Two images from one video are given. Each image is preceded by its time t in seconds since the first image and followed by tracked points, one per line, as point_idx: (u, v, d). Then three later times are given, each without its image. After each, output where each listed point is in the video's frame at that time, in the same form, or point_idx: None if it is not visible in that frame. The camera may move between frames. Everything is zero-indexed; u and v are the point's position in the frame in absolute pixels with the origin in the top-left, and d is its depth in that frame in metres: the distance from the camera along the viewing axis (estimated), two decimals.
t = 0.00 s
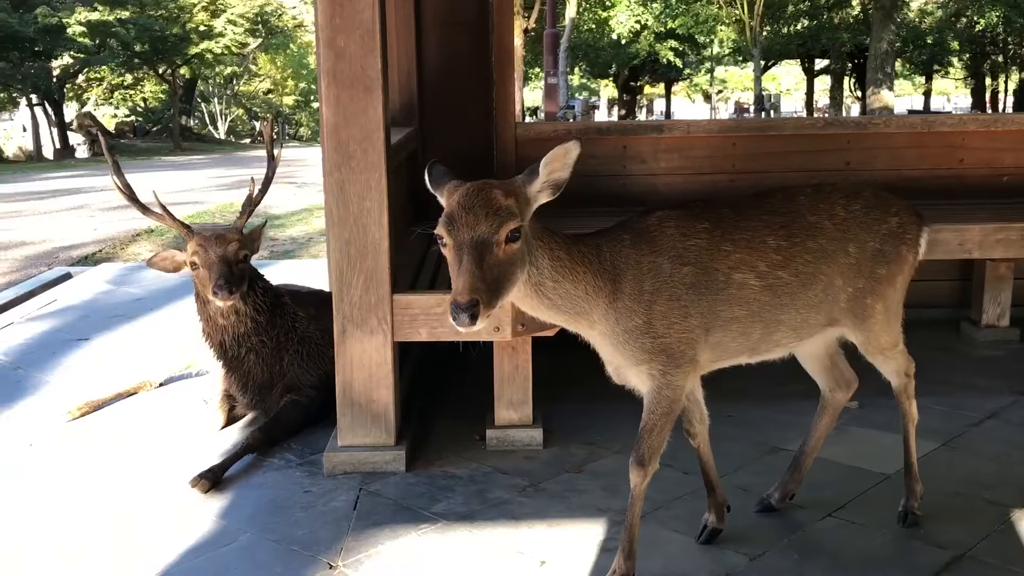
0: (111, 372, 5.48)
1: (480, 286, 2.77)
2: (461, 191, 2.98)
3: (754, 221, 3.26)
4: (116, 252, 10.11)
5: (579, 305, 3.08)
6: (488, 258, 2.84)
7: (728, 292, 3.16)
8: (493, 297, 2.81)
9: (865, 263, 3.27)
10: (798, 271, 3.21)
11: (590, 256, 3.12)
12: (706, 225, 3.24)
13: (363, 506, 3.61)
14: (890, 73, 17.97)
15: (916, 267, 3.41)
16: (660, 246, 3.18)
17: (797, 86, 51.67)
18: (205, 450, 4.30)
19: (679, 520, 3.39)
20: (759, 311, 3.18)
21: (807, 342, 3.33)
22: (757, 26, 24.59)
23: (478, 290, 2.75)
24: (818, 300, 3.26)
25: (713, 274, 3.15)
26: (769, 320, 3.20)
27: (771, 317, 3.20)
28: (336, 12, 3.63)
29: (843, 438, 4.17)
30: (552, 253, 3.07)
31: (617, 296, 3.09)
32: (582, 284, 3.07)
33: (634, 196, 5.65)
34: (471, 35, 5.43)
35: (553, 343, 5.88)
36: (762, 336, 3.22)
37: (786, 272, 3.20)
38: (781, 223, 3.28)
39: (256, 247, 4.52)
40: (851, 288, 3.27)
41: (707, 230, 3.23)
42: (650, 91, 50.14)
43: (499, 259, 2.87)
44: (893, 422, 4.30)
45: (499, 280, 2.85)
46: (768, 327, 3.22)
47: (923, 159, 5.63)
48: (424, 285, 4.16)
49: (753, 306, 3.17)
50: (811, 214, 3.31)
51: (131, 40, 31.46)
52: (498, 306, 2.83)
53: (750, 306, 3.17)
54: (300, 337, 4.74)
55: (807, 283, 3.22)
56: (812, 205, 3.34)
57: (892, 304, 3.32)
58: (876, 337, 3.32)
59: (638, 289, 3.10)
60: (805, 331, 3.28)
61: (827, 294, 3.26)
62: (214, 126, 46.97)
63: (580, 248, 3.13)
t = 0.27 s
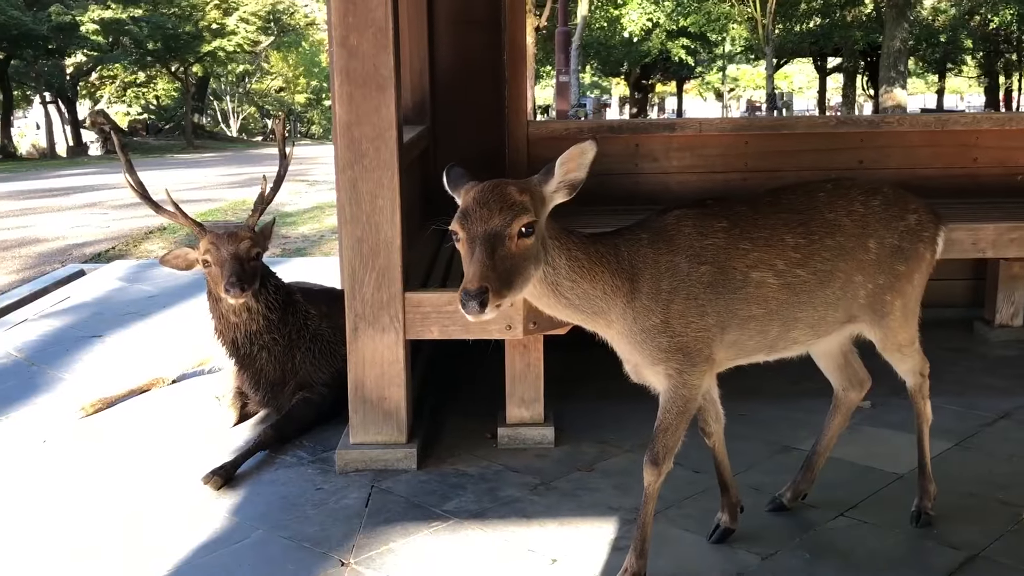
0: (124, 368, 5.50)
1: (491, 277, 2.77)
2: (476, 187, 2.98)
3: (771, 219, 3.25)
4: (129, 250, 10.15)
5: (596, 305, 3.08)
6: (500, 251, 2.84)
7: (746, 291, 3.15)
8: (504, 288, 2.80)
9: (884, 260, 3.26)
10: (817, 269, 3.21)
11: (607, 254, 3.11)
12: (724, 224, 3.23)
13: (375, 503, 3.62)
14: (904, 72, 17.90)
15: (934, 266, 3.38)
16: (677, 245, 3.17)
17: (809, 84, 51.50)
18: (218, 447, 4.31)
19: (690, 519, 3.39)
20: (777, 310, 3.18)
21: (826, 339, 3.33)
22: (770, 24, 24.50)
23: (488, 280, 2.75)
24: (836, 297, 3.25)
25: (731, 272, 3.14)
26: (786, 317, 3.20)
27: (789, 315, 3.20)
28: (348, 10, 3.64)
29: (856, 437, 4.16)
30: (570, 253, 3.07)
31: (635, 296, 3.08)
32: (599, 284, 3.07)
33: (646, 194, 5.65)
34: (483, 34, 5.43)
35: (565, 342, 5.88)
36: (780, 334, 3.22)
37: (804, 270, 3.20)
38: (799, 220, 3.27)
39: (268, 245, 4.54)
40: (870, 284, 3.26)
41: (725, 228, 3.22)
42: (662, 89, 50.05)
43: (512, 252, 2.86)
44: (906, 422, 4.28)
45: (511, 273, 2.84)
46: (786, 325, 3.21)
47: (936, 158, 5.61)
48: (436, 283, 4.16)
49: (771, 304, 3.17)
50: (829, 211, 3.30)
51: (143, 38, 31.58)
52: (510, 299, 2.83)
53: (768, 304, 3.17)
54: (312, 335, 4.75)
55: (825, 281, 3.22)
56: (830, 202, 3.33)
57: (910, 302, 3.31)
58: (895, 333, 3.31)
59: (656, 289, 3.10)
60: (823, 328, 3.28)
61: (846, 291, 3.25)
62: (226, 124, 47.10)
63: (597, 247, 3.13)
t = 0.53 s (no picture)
0: (131, 365, 5.51)
1: (498, 268, 2.77)
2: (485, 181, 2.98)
3: (782, 216, 3.24)
4: (136, 246, 10.17)
5: (606, 302, 3.08)
6: (509, 243, 2.84)
7: (757, 289, 3.13)
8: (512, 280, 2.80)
9: (896, 256, 3.27)
10: (828, 267, 3.20)
11: (617, 252, 3.10)
12: (735, 222, 3.21)
13: (381, 500, 3.62)
14: (911, 69, 17.85)
15: (944, 263, 3.41)
16: (688, 242, 3.15)
17: (817, 82, 51.40)
18: (225, 444, 4.32)
19: (697, 516, 3.39)
20: (787, 307, 3.17)
21: (837, 337, 3.33)
22: (777, 22, 24.45)
23: (496, 271, 2.75)
24: (847, 295, 3.24)
25: (742, 270, 3.12)
26: (798, 315, 3.20)
27: (800, 313, 3.20)
28: (356, 7, 3.64)
29: (863, 435, 4.15)
30: (579, 250, 3.07)
31: (644, 293, 3.07)
32: (608, 281, 3.06)
33: (653, 192, 5.65)
34: (491, 30, 5.41)
35: (571, 339, 5.88)
36: (791, 332, 3.22)
37: (816, 267, 3.19)
38: (811, 217, 3.26)
39: (275, 241, 4.54)
40: (883, 281, 3.27)
41: (736, 226, 3.20)
42: (669, 87, 50.00)
43: (520, 244, 2.86)
44: (913, 421, 4.28)
45: (519, 265, 2.84)
46: (797, 323, 3.21)
47: (945, 156, 5.59)
48: (443, 280, 4.16)
49: (782, 302, 3.16)
50: (841, 208, 3.29)
51: (151, 36, 31.63)
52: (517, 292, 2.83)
53: (778, 302, 3.16)
54: (319, 331, 4.76)
55: (836, 279, 3.22)
56: (842, 199, 3.32)
57: (920, 299, 3.33)
58: (905, 330, 3.33)
59: (666, 286, 3.08)
60: (834, 326, 3.27)
61: (858, 287, 3.25)
62: (233, 121, 47.16)
63: (608, 244, 3.11)
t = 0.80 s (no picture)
0: (137, 361, 5.53)
1: (482, 276, 2.73)
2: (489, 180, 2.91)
3: (790, 214, 3.23)
4: (142, 243, 10.18)
5: (613, 301, 3.05)
6: (502, 249, 2.78)
7: (764, 287, 3.13)
8: (500, 289, 2.75)
9: (902, 253, 3.27)
10: (835, 265, 3.20)
11: (626, 251, 3.07)
12: (743, 220, 3.19)
13: (386, 496, 3.63)
14: (918, 67, 17.82)
15: (949, 260, 3.41)
16: (695, 241, 3.14)
17: (822, 79, 51.30)
18: (230, 440, 4.33)
19: (702, 513, 3.39)
20: (794, 305, 3.17)
21: (843, 334, 3.33)
22: (783, 19, 24.40)
23: (481, 281, 2.71)
24: (854, 293, 3.24)
25: (749, 269, 3.12)
26: (805, 312, 3.19)
27: (807, 310, 3.19)
28: (362, 4, 3.64)
29: (868, 433, 4.15)
30: (588, 247, 3.02)
31: (652, 292, 3.06)
32: (617, 280, 3.03)
33: (658, 189, 5.65)
34: (497, 27, 5.41)
35: (576, 336, 5.88)
36: (798, 329, 3.21)
37: (824, 265, 3.19)
38: (818, 214, 3.25)
39: (281, 238, 4.55)
40: (889, 278, 3.27)
41: (744, 225, 3.19)
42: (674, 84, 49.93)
43: (512, 250, 2.80)
44: (918, 418, 4.28)
45: (511, 272, 2.79)
46: (804, 320, 3.21)
47: (951, 153, 5.59)
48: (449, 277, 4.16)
49: (789, 300, 3.15)
50: (849, 205, 3.29)
51: (157, 33, 31.68)
52: (506, 300, 2.78)
53: (785, 300, 3.15)
54: (325, 328, 4.77)
55: (844, 276, 3.21)
56: (849, 195, 3.31)
57: (925, 296, 3.34)
58: (910, 327, 3.34)
59: (673, 285, 3.07)
60: (840, 323, 3.27)
61: (865, 284, 3.25)
62: (238, 118, 47.20)
63: (616, 242, 3.08)
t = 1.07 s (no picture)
0: (143, 358, 5.54)
1: (424, 287, 3.02)
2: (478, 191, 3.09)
3: (806, 211, 3.17)
4: (148, 239, 10.21)
5: (623, 308, 3.04)
6: (445, 264, 3.02)
7: (780, 286, 3.09)
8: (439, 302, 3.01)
9: (914, 248, 3.25)
10: (851, 262, 3.16)
11: (633, 257, 3.04)
12: (758, 219, 3.13)
13: (392, 492, 3.64)
14: (924, 64, 17.78)
15: (955, 257, 3.41)
16: (709, 242, 3.08)
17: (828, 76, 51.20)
18: (237, 436, 4.33)
19: (707, 510, 3.39)
20: (809, 303, 3.13)
21: (855, 330, 3.30)
22: (789, 16, 24.35)
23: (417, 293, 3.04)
24: (866, 289, 3.21)
25: (765, 268, 3.07)
26: (820, 310, 3.16)
27: (822, 307, 3.16)
28: (368, 1, 3.64)
29: (875, 430, 4.15)
30: (588, 256, 3.02)
31: (664, 295, 3.02)
32: (624, 288, 3.02)
33: (664, 186, 5.63)
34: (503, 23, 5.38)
35: (582, 333, 5.89)
36: (812, 326, 3.18)
37: (839, 262, 3.15)
38: (834, 211, 3.20)
39: (287, 235, 4.55)
40: (901, 273, 3.25)
41: (759, 224, 3.12)
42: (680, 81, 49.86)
43: (454, 267, 3.01)
44: (924, 416, 4.27)
45: (454, 285, 3.01)
46: (819, 317, 3.17)
47: (957, 150, 5.57)
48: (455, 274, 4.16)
49: (803, 299, 3.12)
50: (863, 200, 3.24)
51: (162, 29, 31.75)
52: (452, 309, 3.03)
53: (800, 299, 3.11)
54: (331, 325, 4.78)
55: (858, 273, 3.18)
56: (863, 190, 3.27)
57: (932, 292, 3.34)
58: (919, 324, 3.34)
59: (685, 289, 3.02)
60: (853, 319, 3.25)
61: (878, 280, 3.22)
62: (244, 115, 47.24)
63: (623, 250, 3.05)
